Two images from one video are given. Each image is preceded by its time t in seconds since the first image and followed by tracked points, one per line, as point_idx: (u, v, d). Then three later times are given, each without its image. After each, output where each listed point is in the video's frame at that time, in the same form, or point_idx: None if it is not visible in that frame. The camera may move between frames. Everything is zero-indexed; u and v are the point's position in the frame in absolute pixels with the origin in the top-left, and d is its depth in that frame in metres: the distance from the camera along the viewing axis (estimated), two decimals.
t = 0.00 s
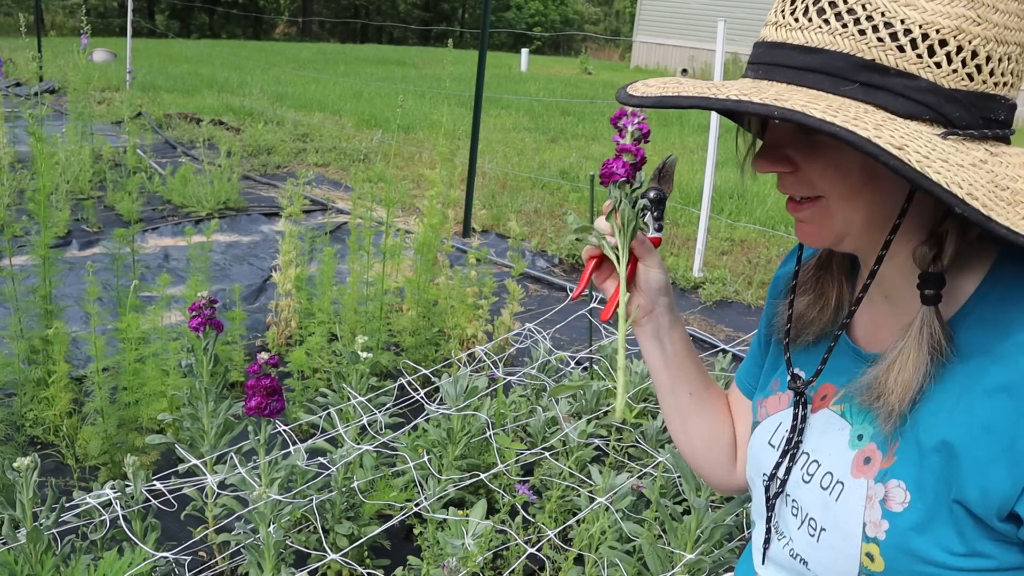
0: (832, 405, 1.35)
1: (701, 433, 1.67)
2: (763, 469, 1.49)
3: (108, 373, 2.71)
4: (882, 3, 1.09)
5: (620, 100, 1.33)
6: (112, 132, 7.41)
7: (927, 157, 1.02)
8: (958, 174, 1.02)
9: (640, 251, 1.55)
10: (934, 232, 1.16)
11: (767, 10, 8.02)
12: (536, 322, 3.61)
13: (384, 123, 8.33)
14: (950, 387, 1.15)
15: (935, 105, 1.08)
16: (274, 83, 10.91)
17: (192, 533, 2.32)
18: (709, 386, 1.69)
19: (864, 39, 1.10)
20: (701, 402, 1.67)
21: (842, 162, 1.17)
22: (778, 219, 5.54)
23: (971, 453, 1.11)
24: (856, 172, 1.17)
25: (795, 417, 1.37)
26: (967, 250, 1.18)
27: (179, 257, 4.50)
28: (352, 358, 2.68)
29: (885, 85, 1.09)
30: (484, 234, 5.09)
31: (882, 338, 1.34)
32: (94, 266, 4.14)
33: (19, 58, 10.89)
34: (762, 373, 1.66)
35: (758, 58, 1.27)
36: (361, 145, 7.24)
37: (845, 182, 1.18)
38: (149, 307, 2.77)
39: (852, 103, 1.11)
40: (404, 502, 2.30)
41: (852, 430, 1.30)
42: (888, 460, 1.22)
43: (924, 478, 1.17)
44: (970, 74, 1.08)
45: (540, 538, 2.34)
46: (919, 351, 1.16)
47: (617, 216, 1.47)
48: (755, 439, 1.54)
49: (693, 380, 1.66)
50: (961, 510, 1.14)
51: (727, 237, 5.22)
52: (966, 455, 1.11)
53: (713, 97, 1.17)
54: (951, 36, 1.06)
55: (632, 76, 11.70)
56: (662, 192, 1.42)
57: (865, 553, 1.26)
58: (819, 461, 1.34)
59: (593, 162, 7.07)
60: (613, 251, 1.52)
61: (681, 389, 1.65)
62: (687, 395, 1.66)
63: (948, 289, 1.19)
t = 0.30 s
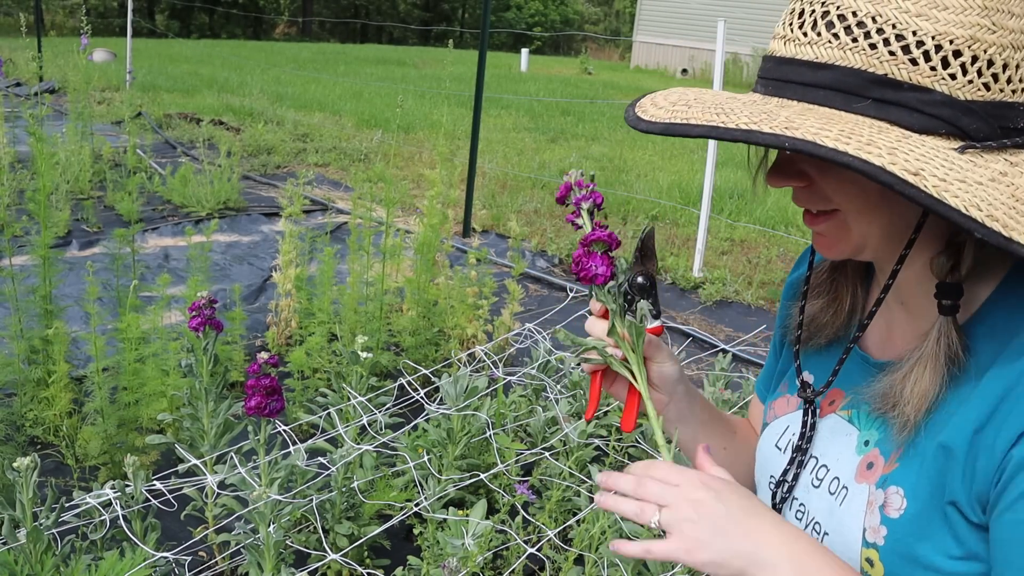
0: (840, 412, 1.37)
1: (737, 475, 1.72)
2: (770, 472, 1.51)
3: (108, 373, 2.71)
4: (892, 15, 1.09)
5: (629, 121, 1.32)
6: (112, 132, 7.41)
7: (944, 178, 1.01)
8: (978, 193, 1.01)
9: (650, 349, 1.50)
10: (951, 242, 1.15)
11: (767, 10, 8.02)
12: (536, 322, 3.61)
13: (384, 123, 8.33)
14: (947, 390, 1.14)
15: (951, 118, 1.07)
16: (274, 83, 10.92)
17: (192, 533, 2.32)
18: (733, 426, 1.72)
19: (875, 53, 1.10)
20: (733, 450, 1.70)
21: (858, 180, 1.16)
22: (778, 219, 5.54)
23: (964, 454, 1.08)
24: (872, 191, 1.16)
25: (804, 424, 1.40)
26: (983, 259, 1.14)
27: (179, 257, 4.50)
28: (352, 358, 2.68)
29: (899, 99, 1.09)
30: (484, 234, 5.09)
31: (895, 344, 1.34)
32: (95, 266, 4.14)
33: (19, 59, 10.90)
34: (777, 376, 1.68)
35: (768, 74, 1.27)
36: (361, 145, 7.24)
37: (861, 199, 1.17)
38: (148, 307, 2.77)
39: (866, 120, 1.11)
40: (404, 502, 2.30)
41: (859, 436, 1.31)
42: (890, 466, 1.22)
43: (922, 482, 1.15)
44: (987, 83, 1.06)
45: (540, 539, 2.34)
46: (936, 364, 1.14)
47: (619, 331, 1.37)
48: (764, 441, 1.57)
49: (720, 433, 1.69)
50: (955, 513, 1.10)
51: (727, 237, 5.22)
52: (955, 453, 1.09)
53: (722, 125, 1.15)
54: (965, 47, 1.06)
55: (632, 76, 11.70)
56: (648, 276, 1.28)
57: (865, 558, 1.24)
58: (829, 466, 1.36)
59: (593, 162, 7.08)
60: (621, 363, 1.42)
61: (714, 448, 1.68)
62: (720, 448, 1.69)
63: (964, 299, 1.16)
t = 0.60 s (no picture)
0: (841, 413, 1.38)
1: (746, 466, 1.71)
2: (775, 475, 1.52)
3: (108, 373, 2.71)
4: (892, 18, 1.09)
5: (629, 129, 1.33)
6: (112, 132, 7.41)
7: (948, 182, 1.01)
8: (982, 197, 1.01)
9: (648, 323, 1.52)
10: (953, 244, 1.14)
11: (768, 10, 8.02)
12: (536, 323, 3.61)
13: (384, 123, 8.33)
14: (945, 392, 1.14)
15: (953, 120, 1.07)
16: (274, 83, 10.91)
17: (193, 533, 2.32)
18: (739, 417, 1.72)
19: (876, 56, 1.10)
20: (740, 440, 1.70)
21: (858, 185, 1.17)
22: (778, 219, 5.54)
23: (962, 458, 1.08)
24: (872, 196, 1.17)
25: (806, 428, 1.40)
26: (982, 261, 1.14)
27: (179, 257, 4.50)
28: (352, 358, 2.68)
29: (901, 102, 1.09)
30: (484, 234, 5.09)
31: (895, 347, 1.35)
32: (95, 266, 4.14)
33: (18, 59, 10.89)
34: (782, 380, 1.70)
35: (768, 79, 1.28)
36: (361, 145, 7.24)
37: (861, 205, 1.18)
38: (148, 307, 2.77)
39: (868, 124, 1.11)
40: (404, 502, 2.30)
41: (860, 438, 1.31)
42: (889, 468, 1.22)
43: (921, 485, 1.15)
44: (988, 85, 1.06)
45: (541, 539, 2.34)
46: (938, 362, 1.14)
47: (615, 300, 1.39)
48: (768, 444, 1.57)
49: (725, 421, 1.69)
50: (955, 517, 1.10)
51: (727, 237, 5.22)
52: (954, 455, 1.09)
53: (722, 132, 1.16)
54: (966, 49, 1.05)
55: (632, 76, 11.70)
56: (650, 255, 1.42)
57: (865, 561, 1.24)
58: (828, 469, 1.36)
59: (593, 162, 7.08)
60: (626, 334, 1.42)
61: (719, 436, 1.68)
62: (726, 438, 1.69)
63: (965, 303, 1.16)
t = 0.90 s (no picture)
0: (840, 416, 1.37)
1: (735, 468, 1.71)
2: (772, 478, 1.51)
3: (108, 373, 2.71)
4: (887, 18, 1.09)
5: (625, 138, 1.32)
6: (112, 132, 7.41)
7: (961, 178, 1.01)
8: (991, 192, 1.02)
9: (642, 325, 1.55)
10: (952, 241, 1.16)
11: (768, 10, 8.00)
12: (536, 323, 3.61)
13: (384, 123, 8.32)
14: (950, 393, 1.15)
15: (952, 118, 1.09)
16: (274, 83, 10.91)
17: (192, 533, 2.32)
18: (729, 418, 1.72)
19: (875, 57, 1.10)
20: (729, 439, 1.70)
21: (858, 184, 1.17)
22: (778, 219, 5.54)
23: (971, 459, 1.08)
24: (873, 194, 1.16)
25: (808, 434, 1.38)
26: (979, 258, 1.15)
27: (179, 257, 4.50)
28: (352, 358, 2.68)
29: (901, 102, 1.10)
30: (484, 234, 5.09)
31: (891, 346, 1.34)
32: (95, 266, 4.14)
33: (18, 59, 10.89)
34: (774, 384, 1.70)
35: (762, 83, 1.27)
36: (361, 145, 7.24)
37: (862, 205, 1.18)
38: (148, 307, 2.77)
39: (870, 123, 1.11)
40: (404, 502, 2.30)
41: (860, 440, 1.30)
42: (894, 471, 1.22)
43: (929, 487, 1.15)
44: (982, 82, 1.08)
45: (541, 539, 2.34)
46: (939, 361, 1.14)
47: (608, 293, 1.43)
48: (762, 448, 1.57)
49: (715, 423, 1.69)
50: (964, 518, 1.11)
51: (727, 237, 5.22)
52: (963, 457, 1.09)
53: (733, 134, 1.14)
54: (962, 47, 1.07)
55: (632, 76, 11.70)
56: (644, 259, 1.48)
57: (872, 563, 1.24)
58: (827, 471, 1.35)
59: (593, 162, 7.08)
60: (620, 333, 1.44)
61: (709, 438, 1.68)
62: (715, 439, 1.69)
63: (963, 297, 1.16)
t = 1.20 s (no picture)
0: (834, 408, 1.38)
1: (718, 446, 1.71)
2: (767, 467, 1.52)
3: (108, 373, 2.71)
4: (853, 22, 1.10)
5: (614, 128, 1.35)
6: (112, 132, 7.41)
7: (874, 182, 1.03)
8: (915, 193, 1.02)
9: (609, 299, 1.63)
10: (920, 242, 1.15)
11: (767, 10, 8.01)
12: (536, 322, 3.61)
13: (384, 123, 8.33)
14: (946, 390, 1.15)
15: (908, 121, 1.08)
16: (274, 83, 10.91)
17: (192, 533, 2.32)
18: (713, 398, 1.72)
19: (835, 59, 1.11)
20: (712, 416, 1.70)
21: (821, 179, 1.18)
22: (778, 219, 5.54)
23: (966, 459, 1.09)
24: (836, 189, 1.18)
25: (793, 418, 1.41)
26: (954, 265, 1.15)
27: (179, 257, 4.50)
28: (353, 358, 2.67)
29: (856, 104, 1.10)
30: (484, 234, 5.09)
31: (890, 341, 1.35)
32: (95, 266, 4.14)
33: (18, 58, 10.87)
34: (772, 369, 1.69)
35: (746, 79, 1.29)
36: (361, 145, 7.24)
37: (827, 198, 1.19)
38: (148, 307, 2.77)
39: (823, 124, 1.13)
40: (404, 502, 2.30)
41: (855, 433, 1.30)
42: (886, 465, 1.22)
43: (921, 483, 1.16)
44: (947, 87, 1.07)
45: (541, 539, 2.34)
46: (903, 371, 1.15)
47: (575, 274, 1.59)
48: (762, 438, 1.56)
49: (697, 399, 1.69)
50: (955, 515, 1.12)
51: (727, 237, 5.22)
52: (957, 456, 1.10)
53: (674, 129, 1.23)
54: (924, 52, 1.06)
55: (632, 77, 11.70)
56: (615, 240, 1.64)
57: (863, 556, 1.26)
58: (822, 463, 1.35)
59: (593, 162, 7.08)
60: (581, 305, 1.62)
61: (690, 412, 1.67)
62: (697, 416, 1.69)
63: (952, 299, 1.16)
